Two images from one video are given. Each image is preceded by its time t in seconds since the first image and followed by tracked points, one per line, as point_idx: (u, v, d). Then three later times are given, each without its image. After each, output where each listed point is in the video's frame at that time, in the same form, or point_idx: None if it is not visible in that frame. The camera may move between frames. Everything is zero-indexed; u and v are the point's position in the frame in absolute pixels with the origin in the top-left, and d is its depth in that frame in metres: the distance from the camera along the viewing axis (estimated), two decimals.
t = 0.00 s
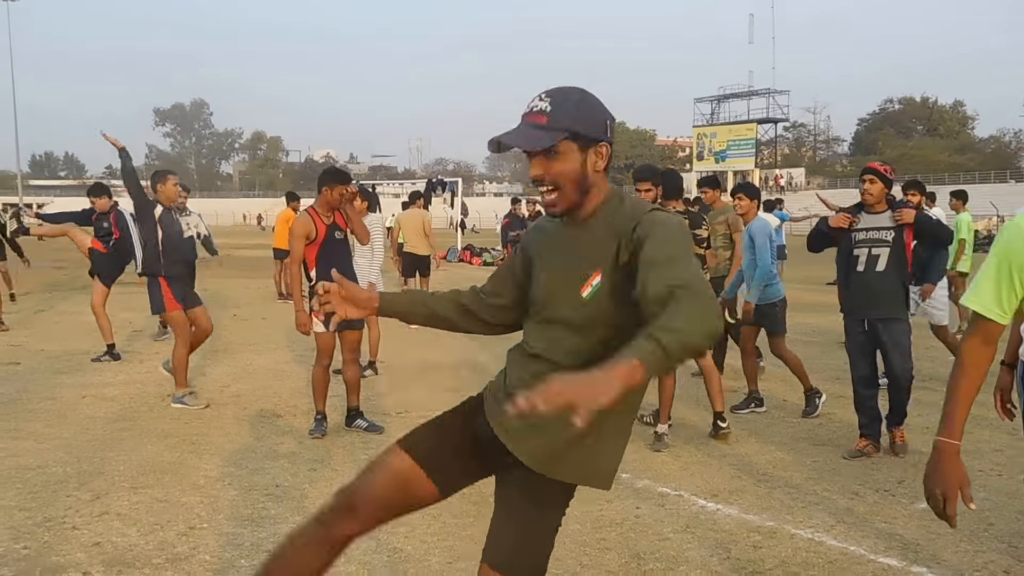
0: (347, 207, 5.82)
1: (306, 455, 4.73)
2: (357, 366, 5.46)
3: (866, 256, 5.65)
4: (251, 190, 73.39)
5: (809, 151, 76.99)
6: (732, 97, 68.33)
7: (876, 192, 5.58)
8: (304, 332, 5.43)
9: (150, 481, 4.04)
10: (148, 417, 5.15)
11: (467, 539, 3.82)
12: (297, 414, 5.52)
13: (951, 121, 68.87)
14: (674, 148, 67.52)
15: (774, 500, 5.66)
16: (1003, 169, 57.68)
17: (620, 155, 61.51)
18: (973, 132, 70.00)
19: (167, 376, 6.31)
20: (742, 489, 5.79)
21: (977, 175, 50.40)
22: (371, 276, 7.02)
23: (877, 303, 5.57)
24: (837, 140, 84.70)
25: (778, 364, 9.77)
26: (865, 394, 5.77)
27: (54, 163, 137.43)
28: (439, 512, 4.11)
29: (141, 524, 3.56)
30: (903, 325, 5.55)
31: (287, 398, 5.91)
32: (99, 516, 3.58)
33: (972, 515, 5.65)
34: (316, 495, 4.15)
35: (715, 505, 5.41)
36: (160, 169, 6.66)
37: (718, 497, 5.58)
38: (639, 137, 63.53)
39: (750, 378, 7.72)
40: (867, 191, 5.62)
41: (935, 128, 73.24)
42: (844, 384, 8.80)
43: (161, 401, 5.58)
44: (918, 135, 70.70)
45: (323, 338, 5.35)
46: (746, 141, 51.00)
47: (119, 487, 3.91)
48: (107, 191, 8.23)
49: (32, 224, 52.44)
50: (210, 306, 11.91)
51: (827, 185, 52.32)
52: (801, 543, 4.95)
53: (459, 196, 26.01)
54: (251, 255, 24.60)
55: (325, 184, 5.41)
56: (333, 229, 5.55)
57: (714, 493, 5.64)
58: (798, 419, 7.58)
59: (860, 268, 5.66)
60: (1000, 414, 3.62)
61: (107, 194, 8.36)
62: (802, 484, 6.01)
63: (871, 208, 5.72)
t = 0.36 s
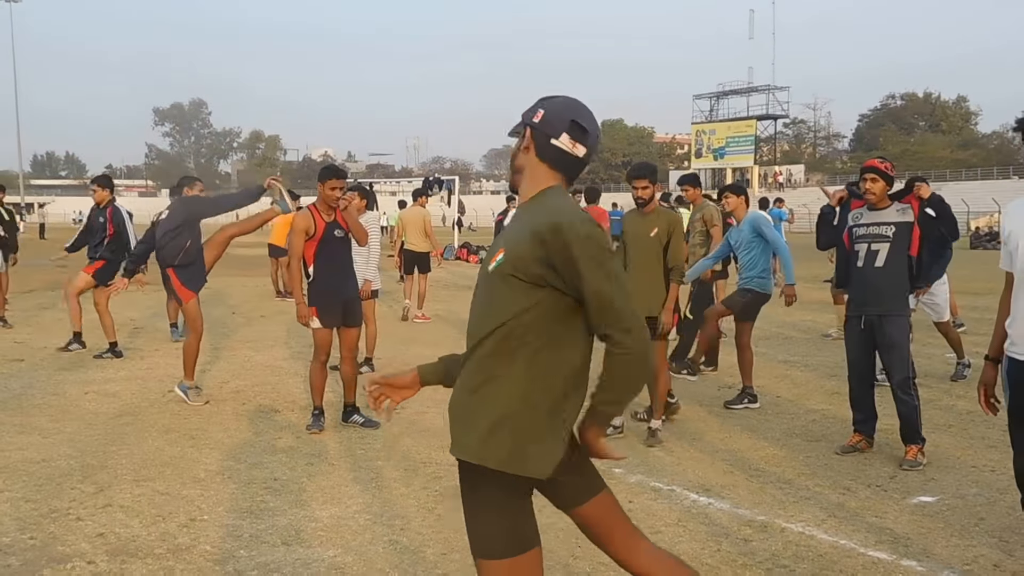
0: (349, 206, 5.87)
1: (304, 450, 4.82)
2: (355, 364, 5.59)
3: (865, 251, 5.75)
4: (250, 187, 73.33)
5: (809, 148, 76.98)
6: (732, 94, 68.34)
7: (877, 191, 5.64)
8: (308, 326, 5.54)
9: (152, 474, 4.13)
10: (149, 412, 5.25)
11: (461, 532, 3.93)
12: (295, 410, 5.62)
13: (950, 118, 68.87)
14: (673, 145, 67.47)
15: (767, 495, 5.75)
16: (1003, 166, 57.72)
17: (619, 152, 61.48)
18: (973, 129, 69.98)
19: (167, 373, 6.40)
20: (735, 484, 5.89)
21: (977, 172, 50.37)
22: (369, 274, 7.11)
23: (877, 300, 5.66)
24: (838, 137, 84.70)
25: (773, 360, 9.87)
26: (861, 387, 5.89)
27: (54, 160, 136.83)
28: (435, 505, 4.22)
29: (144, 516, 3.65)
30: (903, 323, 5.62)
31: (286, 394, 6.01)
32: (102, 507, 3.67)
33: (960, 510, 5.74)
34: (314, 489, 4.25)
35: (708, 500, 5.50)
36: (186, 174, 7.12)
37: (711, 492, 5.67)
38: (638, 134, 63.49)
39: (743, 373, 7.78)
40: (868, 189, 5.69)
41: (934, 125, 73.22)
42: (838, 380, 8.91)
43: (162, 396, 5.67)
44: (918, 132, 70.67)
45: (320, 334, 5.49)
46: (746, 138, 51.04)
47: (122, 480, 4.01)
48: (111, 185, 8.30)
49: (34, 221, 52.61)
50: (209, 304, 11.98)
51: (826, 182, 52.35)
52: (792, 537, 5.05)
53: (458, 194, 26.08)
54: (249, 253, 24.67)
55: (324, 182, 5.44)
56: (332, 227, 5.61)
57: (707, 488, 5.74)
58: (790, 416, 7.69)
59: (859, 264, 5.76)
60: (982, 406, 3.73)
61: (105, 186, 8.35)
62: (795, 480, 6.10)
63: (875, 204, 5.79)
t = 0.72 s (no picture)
0: (348, 197, 5.88)
1: (300, 444, 4.90)
2: (349, 359, 5.63)
3: (865, 244, 5.88)
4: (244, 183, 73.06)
5: (805, 145, 77.17)
6: (727, 91, 68.47)
7: (879, 184, 5.73)
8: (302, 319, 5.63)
9: (150, 468, 4.21)
10: (147, 407, 5.31)
11: (454, 524, 4.03)
12: (292, 405, 5.71)
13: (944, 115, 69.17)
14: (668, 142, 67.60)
15: (755, 488, 5.86)
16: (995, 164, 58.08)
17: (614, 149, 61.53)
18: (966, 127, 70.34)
19: (164, 368, 6.47)
20: (724, 478, 6.00)
21: (970, 169, 50.58)
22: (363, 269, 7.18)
23: (877, 297, 5.79)
24: (833, 134, 84.96)
25: (763, 356, 10.00)
26: (858, 377, 6.04)
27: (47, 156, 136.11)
28: (428, 498, 4.31)
29: (142, 507, 3.73)
30: (901, 321, 5.76)
31: (281, 390, 6.09)
32: (101, 500, 3.75)
33: (944, 503, 5.88)
34: (310, 482, 4.33)
35: (697, 493, 5.61)
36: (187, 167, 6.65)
37: (701, 485, 5.78)
38: (633, 131, 63.67)
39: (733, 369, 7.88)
40: (872, 183, 5.77)
41: (928, 122, 73.52)
42: (827, 376, 9.04)
43: (159, 392, 5.73)
44: (912, 130, 70.96)
45: (313, 327, 5.53)
46: (741, 135, 51.17)
47: (120, 473, 4.08)
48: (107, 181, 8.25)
49: (28, 218, 52.40)
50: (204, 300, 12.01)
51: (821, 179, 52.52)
52: (779, 529, 5.16)
53: (452, 191, 26.13)
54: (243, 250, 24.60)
55: (321, 178, 5.50)
56: (330, 223, 5.68)
57: (696, 482, 5.85)
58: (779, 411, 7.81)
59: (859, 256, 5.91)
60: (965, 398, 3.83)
61: (100, 180, 8.30)
62: (783, 473, 6.22)
63: (879, 197, 5.88)
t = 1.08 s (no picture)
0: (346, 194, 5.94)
1: (296, 438, 4.95)
2: (345, 354, 5.66)
3: (853, 242, 5.99)
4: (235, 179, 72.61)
5: (797, 144, 77.56)
6: (721, 90, 68.72)
7: (870, 181, 5.84)
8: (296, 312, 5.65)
9: (148, 461, 4.24)
10: (143, 402, 5.33)
11: (450, 516, 4.09)
12: (288, 399, 5.75)
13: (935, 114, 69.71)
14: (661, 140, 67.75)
15: (745, 480, 5.97)
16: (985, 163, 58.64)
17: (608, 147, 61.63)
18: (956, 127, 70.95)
19: (159, 363, 6.48)
20: (715, 470, 6.09)
21: (960, 168, 51.04)
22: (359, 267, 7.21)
23: (864, 292, 5.90)
24: (825, 133, 85.48)
25: (754, 352, 10.11)
26: (845, 373, 6.15)
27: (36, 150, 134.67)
28: (424, 491, 4.37)
29: (141, 500, 3.77)
30: (887, 317, 5.86)
31: (277, 384, 6.13)
32: (100, 493, 3.78)
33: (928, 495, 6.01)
34: (307, 475, 4.38)
35: (688, 485, 5.70)
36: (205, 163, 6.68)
37: (692, 478, 5.88)
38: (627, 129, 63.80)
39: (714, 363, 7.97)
40: (864, 179, 5.87)
41: (919, 121, 74.05)
42: (816, 371, 9.17)
43: (156, 387, 5.76)
44: (903, 129, 71.47)
45: (309, 321, 5.57)
46: (734, 133, 51.41)
47: (117, 467, 4.11)
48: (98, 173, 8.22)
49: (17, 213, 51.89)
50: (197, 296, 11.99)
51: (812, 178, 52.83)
52: (769, 520, 5.26)
53: (446, 188, 26.14)
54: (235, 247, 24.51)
55: (316, 173, 5.54)
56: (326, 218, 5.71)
57: (687, 474, 5.94)
58: (769, 406, 7.93)
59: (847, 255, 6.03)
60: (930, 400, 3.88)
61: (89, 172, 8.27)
62: (773, 466, 6.32)
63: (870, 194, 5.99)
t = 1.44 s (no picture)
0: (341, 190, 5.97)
1: (291, 429, 5.01)
2: (339, 347, 5.70)
3: (834, 242, 6.16)
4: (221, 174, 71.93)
5: (783, 142, 78.39)
6: (708, 88, 69.23)
7: (848, 178, 6.00)
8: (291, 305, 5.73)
9: (144, 452, 4.28)
10: (138, 394, 5.36)
11: (443, 504, 4.19)
12: (282, 392, 5.80)
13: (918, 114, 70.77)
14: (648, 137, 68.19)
15: (730, 470, 6.12)
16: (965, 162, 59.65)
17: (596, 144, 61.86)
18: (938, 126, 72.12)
19: (151, 356, 6.50)
20: (700, 460, 6.24)
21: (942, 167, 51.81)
22: (354, 263, 7.26)
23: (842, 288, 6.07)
24: (810, 131, 86.39)
25: (740, 346, 10.29)
26: (825, 368, 6.30)
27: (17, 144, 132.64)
28: (417, 481, 4.45)
29: (138, 490, 3.81)
30: (865, 313, 6.03)
31: (271, 377, 6.18)
32: (97, 483, 3.82)
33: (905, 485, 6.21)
34: (303, 466, 4.45)
35: (675, 475, 5.84)
36: (206, 158, 6.49)
37: (679, 468, 6.02)
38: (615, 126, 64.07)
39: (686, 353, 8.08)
40: (843, 177, 6.03)
41: (902, 121, 75.12)
42: (800, 365, 9.36)
43: (150, 379, 5.78)
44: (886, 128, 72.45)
45: (303, 314, 5.60)
46: (721, 131, 51.86)
47: (114, 458, 4.15)
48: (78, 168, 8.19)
49: None
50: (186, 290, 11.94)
51: (798, 176, 53.42)
52: (753, 508, 5.42)
53: (435, 184, 26.16)
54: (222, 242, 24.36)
55: (309, 169, 5.60)
56: (319, 213, 5.75)
57: (674, 464, 6.08)
58: (755, 399, 8.09)
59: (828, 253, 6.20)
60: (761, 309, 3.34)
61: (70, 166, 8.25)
62: (757, 457, 6.49)
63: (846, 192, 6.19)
